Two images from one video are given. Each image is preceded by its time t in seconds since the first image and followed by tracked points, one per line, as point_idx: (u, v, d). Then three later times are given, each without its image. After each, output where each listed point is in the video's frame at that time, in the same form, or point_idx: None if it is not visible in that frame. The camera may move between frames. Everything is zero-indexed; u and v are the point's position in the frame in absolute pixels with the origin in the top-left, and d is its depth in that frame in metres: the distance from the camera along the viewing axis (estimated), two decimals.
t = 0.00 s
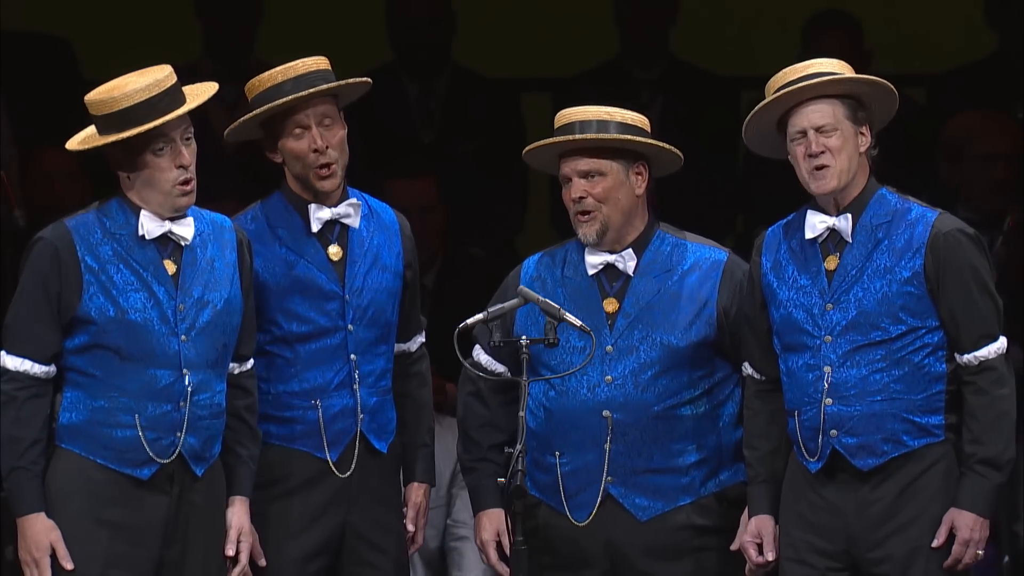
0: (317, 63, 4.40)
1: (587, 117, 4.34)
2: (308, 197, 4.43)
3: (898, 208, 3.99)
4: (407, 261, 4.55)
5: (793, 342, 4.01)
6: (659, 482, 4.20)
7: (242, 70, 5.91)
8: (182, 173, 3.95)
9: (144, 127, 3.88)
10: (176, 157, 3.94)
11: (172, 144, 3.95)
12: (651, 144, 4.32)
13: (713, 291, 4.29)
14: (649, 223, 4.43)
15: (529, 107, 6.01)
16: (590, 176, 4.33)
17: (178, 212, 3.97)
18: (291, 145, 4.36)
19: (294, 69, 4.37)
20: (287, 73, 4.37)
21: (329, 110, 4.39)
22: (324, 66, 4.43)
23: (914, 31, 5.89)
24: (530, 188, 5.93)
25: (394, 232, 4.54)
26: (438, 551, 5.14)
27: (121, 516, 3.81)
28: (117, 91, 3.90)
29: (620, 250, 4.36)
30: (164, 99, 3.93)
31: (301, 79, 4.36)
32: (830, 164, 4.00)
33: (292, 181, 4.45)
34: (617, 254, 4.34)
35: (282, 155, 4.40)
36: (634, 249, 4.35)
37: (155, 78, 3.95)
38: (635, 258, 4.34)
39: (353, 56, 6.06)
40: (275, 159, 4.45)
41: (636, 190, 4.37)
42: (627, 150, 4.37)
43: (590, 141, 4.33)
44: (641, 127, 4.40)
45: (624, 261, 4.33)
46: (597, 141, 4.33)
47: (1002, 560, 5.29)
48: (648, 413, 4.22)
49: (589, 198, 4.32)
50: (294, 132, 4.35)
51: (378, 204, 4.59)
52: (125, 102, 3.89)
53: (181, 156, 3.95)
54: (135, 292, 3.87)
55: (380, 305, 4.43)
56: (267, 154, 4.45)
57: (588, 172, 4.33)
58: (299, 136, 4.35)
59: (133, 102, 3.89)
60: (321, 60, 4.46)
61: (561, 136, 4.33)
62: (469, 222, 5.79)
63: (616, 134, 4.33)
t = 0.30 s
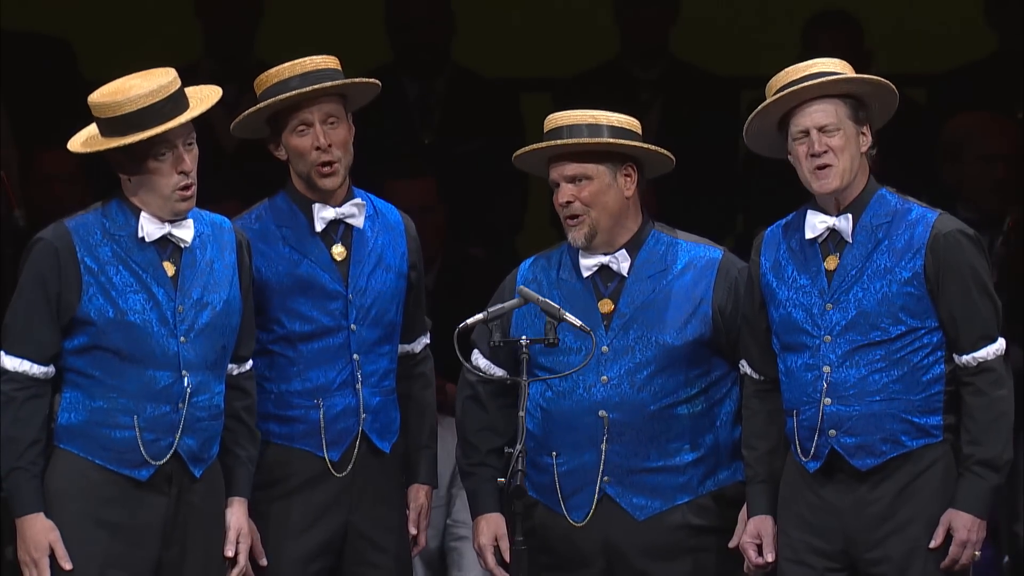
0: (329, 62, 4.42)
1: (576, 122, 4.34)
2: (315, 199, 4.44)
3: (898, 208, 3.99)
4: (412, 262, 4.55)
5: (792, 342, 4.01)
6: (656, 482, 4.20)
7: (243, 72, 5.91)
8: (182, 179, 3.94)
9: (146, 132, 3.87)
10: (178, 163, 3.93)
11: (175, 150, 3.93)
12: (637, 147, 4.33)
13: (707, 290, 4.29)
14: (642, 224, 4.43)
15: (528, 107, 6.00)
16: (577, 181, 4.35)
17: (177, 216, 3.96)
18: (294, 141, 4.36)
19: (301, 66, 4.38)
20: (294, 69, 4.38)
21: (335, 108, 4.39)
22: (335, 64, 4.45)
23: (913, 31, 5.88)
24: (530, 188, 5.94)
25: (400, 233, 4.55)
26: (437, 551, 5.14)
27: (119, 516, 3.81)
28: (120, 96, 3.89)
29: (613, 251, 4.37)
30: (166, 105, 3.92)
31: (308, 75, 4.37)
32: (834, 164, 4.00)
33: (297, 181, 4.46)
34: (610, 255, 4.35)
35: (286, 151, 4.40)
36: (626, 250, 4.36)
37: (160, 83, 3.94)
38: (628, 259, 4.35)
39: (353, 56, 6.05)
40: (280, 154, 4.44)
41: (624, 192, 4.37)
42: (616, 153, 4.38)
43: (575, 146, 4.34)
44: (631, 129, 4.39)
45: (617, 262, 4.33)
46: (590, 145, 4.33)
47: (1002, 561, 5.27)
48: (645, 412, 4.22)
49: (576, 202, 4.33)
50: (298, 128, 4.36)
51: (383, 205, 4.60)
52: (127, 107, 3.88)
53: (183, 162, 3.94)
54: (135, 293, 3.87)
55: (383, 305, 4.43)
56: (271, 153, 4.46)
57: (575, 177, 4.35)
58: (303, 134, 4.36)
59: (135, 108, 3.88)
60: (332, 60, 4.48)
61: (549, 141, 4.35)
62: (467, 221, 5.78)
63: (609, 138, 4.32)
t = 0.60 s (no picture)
0: (334, 63, 4.43)
1: (575, 119, 4.35)
2: (315, 195, 4.43)
3: (898, 209, 3.99)
4: (414, 261, 4.55)
5: (792, 342, 4.01)
6: (655, 481, 4.20)
7: (242, 69, 5.93)
8: (188, 187, 3.93)
9: (157, 139, 3.87)
10: (185, 171, 3.92)
11: (183, 159, 3.92)
12: (641, 141, 4.34)
13: (706, 288, 4.29)
14: (639, 222, 4.44)
15: (528, 107, 6.00)
16: (580, 178, 4.35)
17: (181, 221, 3.95)
18: (296, 141, 4.36)
19: (306, 66, 4.39)
20: (299, 70, 4.39)
21: (335, 110, 4.38)
22: (341, 66, 4.46)
23: (913, 31, 5.88)
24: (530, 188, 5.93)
25: (402, 232, 4.55)
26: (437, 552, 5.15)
27: (120, 517, 3.81)
28: (133, 100, 3.88)
29: (612, 249, 4.37)
30: (179, 112, 3.91)
31: (312, 75, 4.38)
32: (818, 165, 4.02)
33: (300, 181, 4.46)
34: (609, 253, 4.35)
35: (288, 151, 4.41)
36: (626, 249, 4.35)
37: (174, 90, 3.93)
38: (627, 257, 4.35)
39: (352, 56, 6.05)
40: (281, 152, 4.46)
41: (626, 189, 4.39)
42: (616, 149, 4.39)
43: (579, 141, 4.34)
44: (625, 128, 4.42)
45: (616, 261, 4.33)
46: (586, 141, 4.34)
47: (1002, 560, 5.27)
48: (645, 411, 4.22)
49: (581, 200, 4.33)
50: (300, 128, 4.36)
51: (386, 205, 4.60)
52: (140, 113, 3.88)
53: (191, 171, 3.93)
54: (137, 295, 3.87)
55: (385, 305, 4.43)
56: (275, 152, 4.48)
57: (578, 175, 4.35)
58: (304, 134, 4.36)
59: (148, 113, 3.88)
60: (337, 60, 4.49)
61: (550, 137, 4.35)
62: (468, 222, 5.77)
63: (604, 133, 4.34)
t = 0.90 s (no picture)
0: (337, 65, 4.42)
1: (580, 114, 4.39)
2: (316, 197, 4.45)
3: (899, 209, 4.00)
4: (417, 261, 4.56)
5: (792, 341, 4.02)
6: (659, 477, 4.21)
7: (242, 69, 5.91)
8: (188, 186, 3.92)
9: (163, 131, 3.88)
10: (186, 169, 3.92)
11: (188, 158, 3.93)
12: (643, 125, 4.37)
13: (709, 287, 4.30)
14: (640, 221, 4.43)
15: (528, 107, 6.01)
16: (601, 167, 4.36)
17: (179, 221, 3.95)
18: (302, 144, 4.37)
19: (311, 70, 4.38)
20: (304, 72, 4.38)
21: (340, 113, 4.38)
22: (345, 68, 4.45)
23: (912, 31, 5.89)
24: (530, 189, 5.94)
25: (404, 232, 4.55)
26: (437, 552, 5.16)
27: (123, 517, 3.81)
28: (149, 90, 3.89)
29: (618, 247, 4.37)
30: (191, 110, 3.91)
31: (319, 79, 4.37)
32: (819, 162, 4.02)
33: (302, 180, 4.46)
34: (612, 252, 4.35)
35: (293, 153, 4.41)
36: (629, 246, 4.36)
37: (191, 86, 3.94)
38: (631, 254, 4.36)
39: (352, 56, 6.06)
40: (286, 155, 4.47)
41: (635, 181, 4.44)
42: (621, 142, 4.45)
43: (596, 129, 4.36)
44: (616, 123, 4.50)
45: (620, 258, 4.34)
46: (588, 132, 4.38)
47: (1002, 560, 5.28)
48: (647, 409, 4.22)
49: (604, 188, 4.33)
50: (307, 132, 4.36)
51: (388, 204, 4.61)
52: (152, 103, 3.89)
53: (192, 171, 3.93)
54: (140, 295, 3.88)
55: (387, 304, 4.44)
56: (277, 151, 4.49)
57: (599, 164, 4.36)
58: (311, 138, 4.36)
59: (160, 104, 3.89)
60: (340, 62, 4.47)
61: (563, 128, 4.36)
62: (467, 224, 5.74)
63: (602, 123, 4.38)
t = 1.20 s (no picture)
0: (344, 69, 4.44)
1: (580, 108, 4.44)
2: (323, 200, 4.46)
3: (899, 209, 4.00)
4: (419, 261, 4.59)
5: (792, 341, 4.02)
6: (659, 475, 4.21)
7: (242, 70, 5.84)
8: (201, 181, 3.95)
9: (183, 121, 3.91)
10: (201, 164, 3.95)
11: (202, 150, 3.96)
12: (645, 119, 4.48)
13: (707, 286, 4.33)
14: (638, 220, 4.47)
15: (528, 106, 6.00)
16: (606, 158, 4.43)
17: (185, 221, 3.96)
18: (317, 149, 4.38)
19: (322, 75, 4.39)
20: (315, 77, 4.38)
21: (352, 118, 4.41)
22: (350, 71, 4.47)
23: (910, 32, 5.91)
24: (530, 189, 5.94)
25: (406, 232, 4.57)
26: (438, 552, 5.18)
27: (125, 517, 3.82)
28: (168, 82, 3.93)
29: (613, 247, 4.40)
30: (208, 104, 3.95)
31: (330, 84, 4.38)
32: (821, 160, 4.04)
33: (307, 182, 4.47)
34: (610, 251, 4.38)
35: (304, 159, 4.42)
36: (628, 245, 4.40)
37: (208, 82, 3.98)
38: (629, 253, 4.39)
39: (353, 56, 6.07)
40: (294, 162, 4.47)
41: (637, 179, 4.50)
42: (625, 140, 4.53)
43: (602, 115, 4.43)
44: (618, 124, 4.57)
45: (618, 257, 4.37)
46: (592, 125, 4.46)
47: (1002, 561, 5.31)
48: (647, 408, 4.23)
49: (607, 177, 4.39)
50: (323, 136, 4.37)
51: (388, 204, 4.63)
52: (172, 94, 3.92)
53: (206, 165, 3.96)
54: (142, 295, 3.88)
55: (390, 303, 4.45)
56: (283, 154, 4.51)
57: (603, 154, 4.43)
58: (327, 141, 4.38)
59: (178, 96, 3.92)
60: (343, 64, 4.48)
61: (568, 114, 4.43)
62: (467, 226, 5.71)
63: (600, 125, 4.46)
